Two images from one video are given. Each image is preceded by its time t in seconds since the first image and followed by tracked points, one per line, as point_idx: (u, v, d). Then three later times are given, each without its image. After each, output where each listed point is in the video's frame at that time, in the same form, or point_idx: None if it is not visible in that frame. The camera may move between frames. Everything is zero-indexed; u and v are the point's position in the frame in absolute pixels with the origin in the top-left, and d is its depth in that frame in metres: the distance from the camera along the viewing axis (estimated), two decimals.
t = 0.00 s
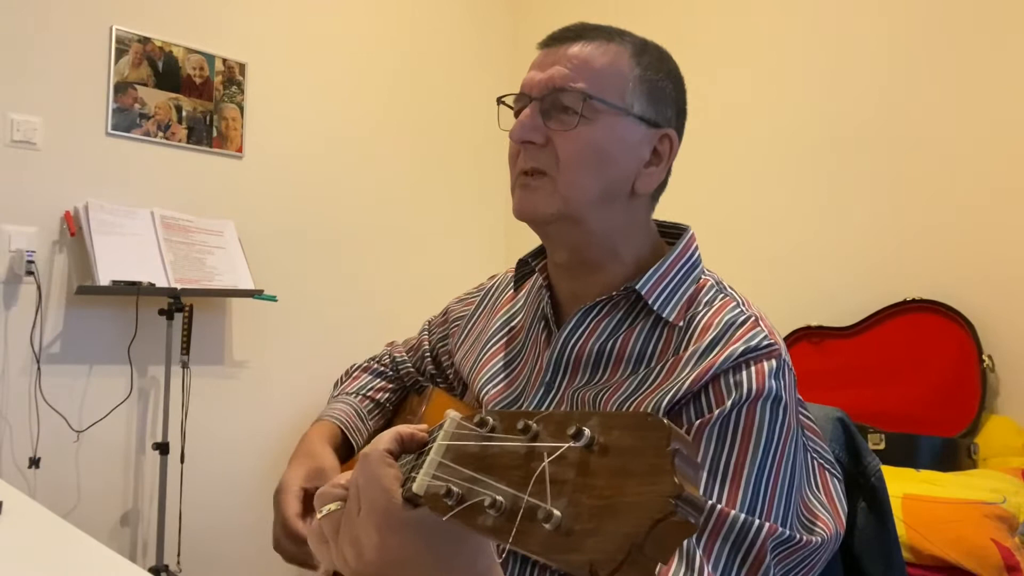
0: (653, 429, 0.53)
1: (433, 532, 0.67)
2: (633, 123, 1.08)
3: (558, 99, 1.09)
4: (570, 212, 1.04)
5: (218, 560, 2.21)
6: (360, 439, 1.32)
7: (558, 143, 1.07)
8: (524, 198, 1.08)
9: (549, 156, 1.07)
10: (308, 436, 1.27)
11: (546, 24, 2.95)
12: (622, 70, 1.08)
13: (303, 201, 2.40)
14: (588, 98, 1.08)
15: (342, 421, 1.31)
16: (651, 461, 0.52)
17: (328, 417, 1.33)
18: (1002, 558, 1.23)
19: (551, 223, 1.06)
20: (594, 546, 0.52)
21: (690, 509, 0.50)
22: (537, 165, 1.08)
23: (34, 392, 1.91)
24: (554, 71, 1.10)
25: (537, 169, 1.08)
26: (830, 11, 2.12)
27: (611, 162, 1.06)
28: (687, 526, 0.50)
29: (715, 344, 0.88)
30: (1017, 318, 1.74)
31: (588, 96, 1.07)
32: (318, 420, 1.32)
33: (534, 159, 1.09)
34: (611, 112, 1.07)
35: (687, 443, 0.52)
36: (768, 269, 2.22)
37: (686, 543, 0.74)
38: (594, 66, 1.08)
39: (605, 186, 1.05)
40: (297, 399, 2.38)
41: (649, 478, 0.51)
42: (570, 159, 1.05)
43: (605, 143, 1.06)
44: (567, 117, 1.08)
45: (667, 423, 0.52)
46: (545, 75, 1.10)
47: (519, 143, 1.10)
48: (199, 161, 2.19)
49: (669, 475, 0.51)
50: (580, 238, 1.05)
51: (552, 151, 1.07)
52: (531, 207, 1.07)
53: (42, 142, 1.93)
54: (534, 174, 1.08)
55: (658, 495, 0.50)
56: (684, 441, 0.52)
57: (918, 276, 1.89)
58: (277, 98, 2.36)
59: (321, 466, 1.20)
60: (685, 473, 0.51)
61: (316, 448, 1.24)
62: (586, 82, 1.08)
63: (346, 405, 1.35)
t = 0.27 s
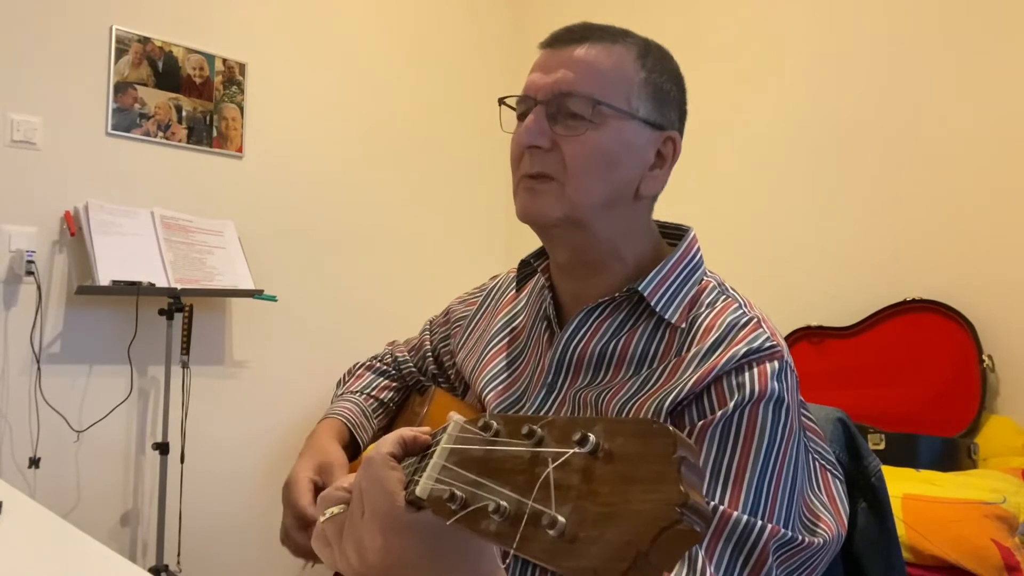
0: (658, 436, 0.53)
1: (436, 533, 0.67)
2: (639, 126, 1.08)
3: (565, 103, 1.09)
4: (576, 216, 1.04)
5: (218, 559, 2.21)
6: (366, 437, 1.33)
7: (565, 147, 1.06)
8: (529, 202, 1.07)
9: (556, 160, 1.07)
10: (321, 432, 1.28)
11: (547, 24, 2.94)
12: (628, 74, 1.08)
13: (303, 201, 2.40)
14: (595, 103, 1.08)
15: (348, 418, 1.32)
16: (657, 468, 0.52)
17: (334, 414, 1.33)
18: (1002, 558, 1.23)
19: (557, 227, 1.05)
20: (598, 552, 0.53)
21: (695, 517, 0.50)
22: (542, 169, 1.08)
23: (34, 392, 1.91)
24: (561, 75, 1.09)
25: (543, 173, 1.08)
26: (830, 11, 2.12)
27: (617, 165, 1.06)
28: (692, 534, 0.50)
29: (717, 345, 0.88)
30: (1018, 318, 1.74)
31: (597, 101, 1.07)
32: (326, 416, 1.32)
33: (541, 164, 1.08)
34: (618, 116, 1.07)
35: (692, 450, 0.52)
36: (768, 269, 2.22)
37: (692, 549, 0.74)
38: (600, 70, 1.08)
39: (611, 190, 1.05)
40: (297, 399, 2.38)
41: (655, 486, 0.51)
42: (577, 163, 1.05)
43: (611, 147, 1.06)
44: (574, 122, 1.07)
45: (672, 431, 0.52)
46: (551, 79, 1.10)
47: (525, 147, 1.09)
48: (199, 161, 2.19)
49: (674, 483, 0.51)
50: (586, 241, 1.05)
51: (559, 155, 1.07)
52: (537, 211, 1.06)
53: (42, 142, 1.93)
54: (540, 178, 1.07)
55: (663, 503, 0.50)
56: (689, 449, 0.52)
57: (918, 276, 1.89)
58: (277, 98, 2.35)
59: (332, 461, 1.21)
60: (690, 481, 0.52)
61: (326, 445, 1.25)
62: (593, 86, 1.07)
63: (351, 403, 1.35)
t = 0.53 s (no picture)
0: (657, 438, 0.53)
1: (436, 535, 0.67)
2: (639, 127, 1.08)
3: (565, 105, 1.09)
4: (578, 217, 1.04)
5: (218, 559, 2.21)
6: (366, 435, 1.33)
7: (566, 148, 1.07)
8: (531, 203, 1.07)
9: (557, 161, 1.07)
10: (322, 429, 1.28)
11: (546, 24, 2.94)
12: (628, 75, 1.08)
13: (303, 201, 2.40)
14: (595, 104, 1.08)
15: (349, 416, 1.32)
16: (656, 468, 0.52)
17: (335, 412, 1.33)
18: (1002, 558, 1.23)
19: (558, 228, 1.05)
20: (596, 553, 0.53)
21: (693, 518, 0.50)
22: (543, 171, 1.08)
23: (34, 392, 1.91)
24: (561, 76, 1.09)
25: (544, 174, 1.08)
26: (830, 10, 2.12)
27: (618, 166, 1.06)
28: (690, 535, 0.50)
29: (717, 345, 0.88)
30: (1018, 318, 1.74)
31: (597, 102, 1.07)
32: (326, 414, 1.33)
33: (543, 165, 1.07)
34: (618, 117, 1.07)
35: (690, 451, 0.53)
36: (768, 269, 2.22)
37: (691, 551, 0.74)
38: (601, 71, 1.08)
39: (612, 191, 1.05)
40: (297, 399, 2.38)
41: (653, 487, 0.52)
42: (578, 164, 1.05)
43: (612, 148, 1.06)
44: (575, 123, 1.07)
45: (671, 432, 0.52)
46: (551, 80, 1.10)
47: (527, 149, 1.09)
48: (199, 161, 2.19)
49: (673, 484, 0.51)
50: (586, 242, 1.05)
51: (560, 157, 1.07)
52: (539, 212, 1.06)
53: (42, 142, 1.93)
54: (541, 179, 1.07)
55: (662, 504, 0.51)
56: (687, 450, 0.53)
57: (918, 276, 1.89)
58: (277, 98, 2.35)
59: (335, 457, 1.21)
60: (688, 482, 0.52)
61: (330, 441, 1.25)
62: (593, 87, 1.07)
63: (352, 402, 1.35)
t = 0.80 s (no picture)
0: (651, 441, 0.53)
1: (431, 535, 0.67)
2: (634, 125, 1.08)
3: (559, 106, 1.09)
4: (574, 217, 1.04)
5: (218, 559, 2.21)
6: (366, 430, 1.33)
7: (560, 149, 1.07)
8: (527, 205, 1.07)
9: (551, 162, 1.07)
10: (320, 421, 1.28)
11: (546, 24, 2.94)
12: (622, 73, 1.08)
13: (303, 201, 2.40)
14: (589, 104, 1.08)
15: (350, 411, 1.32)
16: (650, 473, 0.52)
17: (336, 407, 1.33)
18: (1002, 557, 1.23)
19: (555, 229, 1.05)
20: (592, 557, 0.52)
21: (687, 524, 0.49)
22: (539, 171, 1.08)
23: (34, 392, 1.91)
24: (554, 77, 1.09)
25: (540, 175, 1.08)
26: (830, 10, 2.12)
27: (613, 166, 1.06)
28: (683, 541, 0.49)
29: (717, 345, 0.88)
30: (1018, 318, 1.74)
31: (590, 102, 1.07)
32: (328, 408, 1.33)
33: (537, 165, 1.08)
34: (612, 116, 1.07)
35: (685, 455, 0.52)
36: (768, 269, 2.22)
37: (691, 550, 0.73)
38: (594, 70, 1.08)
39: (608, 190, 1.05)
40: (297, 399, 2.38)
41: (648, 491, 0.51)
42: (574, 164, 1.05)
43: (607, 148, 1.06)
44: (569, 123, 1.07)
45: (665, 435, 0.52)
46: (545, 81, 1.10)
47: (521, 150, 1.09)
48: (199, 161, 2.19)
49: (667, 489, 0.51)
50: (583, 242, 1.05)
51: (555, 157, 1.07)
52: (534, 213, 1.06)
53: (42, 142, 1.93)
54: (537, 181, 1.08)
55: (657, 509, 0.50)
56: (682, 454, 0.52)
57: (918, 276, 1.89)
58: (277, 98, 2.35)
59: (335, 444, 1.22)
60: (683, 487, 0.51)
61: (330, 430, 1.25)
62: (586, 87, 1.07)
63: (354, 398, 1.34)
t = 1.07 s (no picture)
0: (653, 439, 0.53)
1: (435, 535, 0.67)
2: (632, 126, 1.08)
3: (554, 107, 1.09)
4: (572, 219, 1.04)
5: (219, 559, 2.22)
6: (365, 431, 1.33)
7: (557, 150, 1.07)
8: (525, 207, 1.07)
9: (548, 163, 1.07)
10: (319, 421, 1.28)
11: (546, 25, 2.94)
12: (618, 74, 1.08)
13: (302, 201, 2.40)
14: (584, 105, 1.08)
15: (348, 409, 1.32)
16: (652, 470, 0.52)
17: (335, 407, 1.33)
18: (1002, 557, 1.23)
19: (554, 231, 1.05)
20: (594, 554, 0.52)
21: (690, 521, 0.50)
22: (537, 173, 1.08)
23: (34, 392, 1.91)
24: (550, 78, 1.10)
25: (537, 177, 1.08)
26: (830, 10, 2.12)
27: (611, 167, 1.06)
28: (687, 537, 0.49)
29: (716, 346, 0.88)
30: (1018, 317, 1.74)
31: (585, 103, 1.07)
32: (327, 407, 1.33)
33: (534, 167, 1.08)
34: (609, 117, 1.07)
35: (688, 453, 0.53)
36: (768, 269, 2.22)
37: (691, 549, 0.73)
38: (590, 71, 1.08)
39: (606, 191, 1.05)
40: (297, 399, 2.38)
41: (651, 488, 0.51)
42: (571, 166, 1.05)
43: (604, 148, 1.06)
44: (565, 124, 1.08)
45: (667, 432, 0.53)
46: (541, 83, 1.10)
47: (518, 152, 1.10)
48: (199, 161, 2.19)
49: (670, 485, 0.51)
50: (581, 243, 1.05)
51: (552, 159, 1.07)
52: (532, 214, 1.06)
53: (42, 142, 1.93)
54: (534, 182, 1.08)
55: (660, 506, 0.50)
56: (685, 452, 0.53)
57: (918, 276, 1.89)
58: (277, 99, 2.35)
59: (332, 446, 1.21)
60: (686, 484, 0.52)
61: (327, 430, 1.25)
62: (582, 88, 1.08)
63: (353, 397, 1.35)
